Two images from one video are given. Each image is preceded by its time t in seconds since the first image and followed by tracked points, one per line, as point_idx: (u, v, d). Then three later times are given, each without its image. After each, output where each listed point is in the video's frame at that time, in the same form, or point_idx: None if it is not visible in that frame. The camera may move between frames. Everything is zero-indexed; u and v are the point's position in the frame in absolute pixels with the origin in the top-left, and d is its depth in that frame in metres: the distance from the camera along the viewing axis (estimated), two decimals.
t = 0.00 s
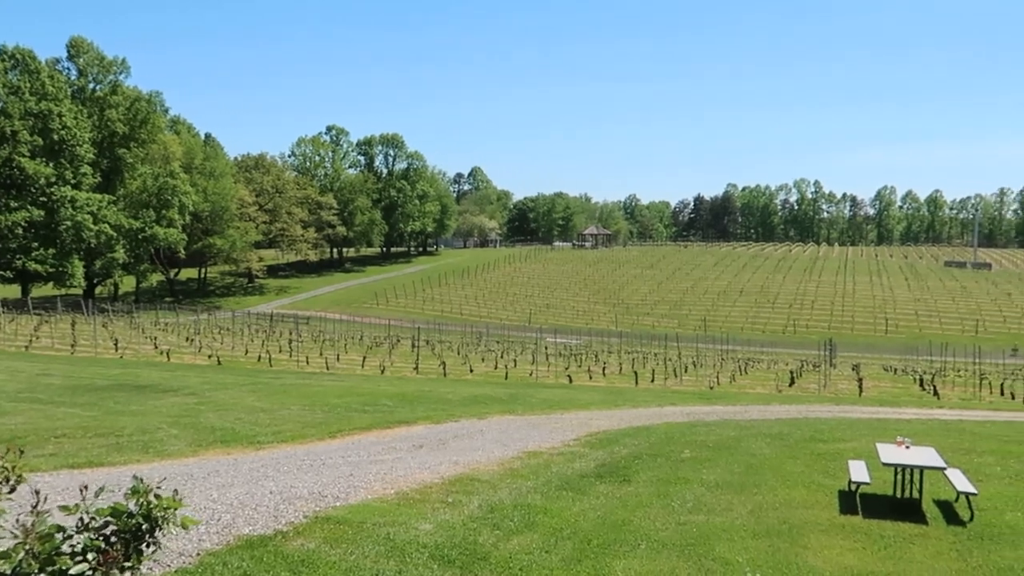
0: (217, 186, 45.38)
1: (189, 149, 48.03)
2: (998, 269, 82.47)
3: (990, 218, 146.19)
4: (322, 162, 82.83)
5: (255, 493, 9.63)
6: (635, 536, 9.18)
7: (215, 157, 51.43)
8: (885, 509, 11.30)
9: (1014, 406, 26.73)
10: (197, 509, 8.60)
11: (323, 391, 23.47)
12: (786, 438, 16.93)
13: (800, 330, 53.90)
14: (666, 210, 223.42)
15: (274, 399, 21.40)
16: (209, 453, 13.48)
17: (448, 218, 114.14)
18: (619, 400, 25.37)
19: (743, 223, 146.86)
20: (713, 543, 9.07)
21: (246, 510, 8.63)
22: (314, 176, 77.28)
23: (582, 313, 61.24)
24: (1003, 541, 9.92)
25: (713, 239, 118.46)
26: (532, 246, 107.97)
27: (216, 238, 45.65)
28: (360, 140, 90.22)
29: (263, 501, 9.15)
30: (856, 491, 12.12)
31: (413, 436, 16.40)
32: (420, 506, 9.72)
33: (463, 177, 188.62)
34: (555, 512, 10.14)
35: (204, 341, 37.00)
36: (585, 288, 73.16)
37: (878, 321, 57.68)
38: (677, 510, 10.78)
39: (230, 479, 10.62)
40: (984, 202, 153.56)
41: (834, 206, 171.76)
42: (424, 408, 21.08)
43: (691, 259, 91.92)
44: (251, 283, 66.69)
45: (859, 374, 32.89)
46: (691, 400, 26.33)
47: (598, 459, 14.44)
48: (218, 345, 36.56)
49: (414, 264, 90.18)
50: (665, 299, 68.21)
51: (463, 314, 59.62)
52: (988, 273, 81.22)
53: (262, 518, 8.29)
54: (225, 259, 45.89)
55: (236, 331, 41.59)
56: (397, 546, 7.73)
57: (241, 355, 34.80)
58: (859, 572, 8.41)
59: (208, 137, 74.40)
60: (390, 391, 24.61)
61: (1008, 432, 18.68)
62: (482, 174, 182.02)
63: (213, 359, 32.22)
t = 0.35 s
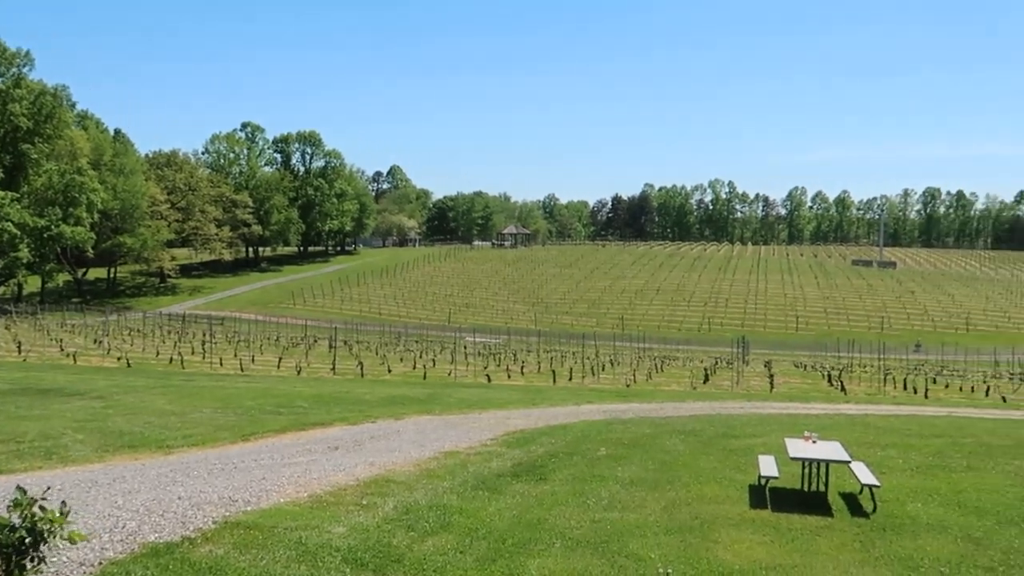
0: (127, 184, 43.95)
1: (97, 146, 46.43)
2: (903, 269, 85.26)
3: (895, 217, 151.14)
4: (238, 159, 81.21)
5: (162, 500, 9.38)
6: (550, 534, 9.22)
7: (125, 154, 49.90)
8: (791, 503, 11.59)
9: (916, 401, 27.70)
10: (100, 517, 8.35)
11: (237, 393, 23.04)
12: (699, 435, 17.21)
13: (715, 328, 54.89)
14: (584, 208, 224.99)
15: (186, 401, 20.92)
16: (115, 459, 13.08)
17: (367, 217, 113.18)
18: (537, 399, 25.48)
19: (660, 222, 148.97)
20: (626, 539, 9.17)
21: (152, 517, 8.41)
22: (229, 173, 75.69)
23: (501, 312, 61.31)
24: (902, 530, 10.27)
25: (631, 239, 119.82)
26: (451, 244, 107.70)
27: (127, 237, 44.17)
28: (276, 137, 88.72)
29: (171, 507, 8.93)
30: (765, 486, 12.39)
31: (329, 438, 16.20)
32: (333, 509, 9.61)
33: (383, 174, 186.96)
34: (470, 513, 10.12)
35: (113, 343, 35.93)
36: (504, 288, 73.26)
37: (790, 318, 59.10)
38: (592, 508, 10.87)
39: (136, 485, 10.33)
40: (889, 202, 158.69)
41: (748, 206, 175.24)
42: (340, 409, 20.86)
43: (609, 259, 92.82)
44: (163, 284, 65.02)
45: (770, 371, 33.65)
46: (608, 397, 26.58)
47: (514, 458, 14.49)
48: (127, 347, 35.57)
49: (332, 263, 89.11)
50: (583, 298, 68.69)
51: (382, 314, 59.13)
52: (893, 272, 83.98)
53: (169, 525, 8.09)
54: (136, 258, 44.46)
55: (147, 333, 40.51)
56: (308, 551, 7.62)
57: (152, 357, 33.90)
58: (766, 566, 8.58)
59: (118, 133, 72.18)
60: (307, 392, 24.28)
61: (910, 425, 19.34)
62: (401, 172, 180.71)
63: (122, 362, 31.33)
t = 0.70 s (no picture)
0: (39, 187, 42.63)
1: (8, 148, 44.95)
2: (819, 275, 87.50)
3: (812, 224, 155.22)
4: (156, 162, 79.47)
5: (72, 513, 9.12)
6: (472, 541, 9.20)
7: (37, 157, 48.40)
8: (710, 505, 11.78)
9: (831, 403, 28.45)
10: (5, 532, 8.08)
11: (153, 402, 22.46)
12: (621, 438, 17.39)
13: (638, 333, 55.56)
14: (509, 215, 226.08)
15: (99, 411, 20.32)
16: (23, 472, 12.66)
17: (289, 222, 111.73)
18: (461, 405, 25.41)
19: (584, 228, 150.25)
20: (547, 544, 9.21)
21: (61, 531, 8.16)
22: (147, 177, 74.00)
23: (426, 318, 61.07)
24: (816, 530, 10.52)
25: (556, 245, 120.57)
26: (376, 250, 106.92)
27: (38, 242, 42.83)
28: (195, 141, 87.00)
29: (82, 519, 8.68)
30: (686, 488, 12.57)
31: (249, 447, 15.92)
32: (252, 520, 9.45)
33: (306, 178, 184.86)
34: (393, 520, 10.05)
35: (22, 352, 34.74)
36: (429, 294, 73.04)
37: (711, 323, 60.20)
38: (515, 513, 10.88)
39: (44, 499, 10.01)
40: (806, 209, 162.81)
41: (670, 213, 177.94)
42: (260, 418, 20.49)
43: (534, 265, 93.21)
44: (77, 290, 63.29)
45: (691, 375, 34.19)
46: (532, 403, 26.67)
47: (437, 465, 14.43)
48: (38, 356, 34.42)
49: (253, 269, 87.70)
50: (508, 303, 68.84)
51: (304, 320, 58.40)
52: (810, 277, 86.17)
53: (78, 539, 7.85)
54: (49, 264, 43.12)
55: (60, 341, 39.29)
56: (225, 562, 7.48)
57: (64, 366, 32.87)
58: (686, 568, 8.70)
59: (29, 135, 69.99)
60: (226, 401, 23.80)
61: (825, 427, 19.84)
62: (324, 177, 179.02)
63: (32, 371, 30.29)
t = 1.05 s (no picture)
0: None
1: None
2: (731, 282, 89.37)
3: (725, 232, 158.52)
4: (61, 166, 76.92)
5: None
6: (387, 550, 9.13)
7: None
8: (626, 508, 11.91)
9: (743, 407, 29.06)
10: None
11: (57, 415, 21.68)
12: (539, 444, 17.46)
13: (556, 339, 55.94)
14: (427, 222, 225.20)
15: None
16: None
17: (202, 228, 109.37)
18: (379, 413, 25.19)
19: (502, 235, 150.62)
20: (463, 552, 9.20)
21: None
22: (51, 181, 71.59)
23: (343, 325, 60.42)
24: (729, 532, 10.74)
25: (473, 252, 120.63)
26: (292, 256, 105.42)
27: None
28: (103, 145, 84.56)
29: None
30: (603, 493, 12.69)
31: (157, 460, 15.50)
32: (160, 534, 9.22)
33: (218, 184, 181.02)
34: (307, 531, 9.92)
35: None
36: (346, 301, 72.32)
37: (627, 329, 60.94)
38: (432, 521, 10.84)
39: None
40: (718, 216, 166.29)
41: (587, 220, 179.56)
42: (171, 429, 19.98)
43: (453, 271, 93.02)
44: None
45: (608, 381, 34.55)
46: (450, 410, 26.61)
47: (353, 474, 14.28)
48: None
49: (164, 277, 85.55)
50: (426, 310, 68.58)
51: (218, 328, 57.21)
52: (723, 284, 87.97)
53: None
54: None
55: None
56: None
57: None
58: (601, 572, 8.78)
59: None
60: (135, 412, 23.12)
61: (736, 431, 20.25)
62: (238, 183, 175.60)
63: None
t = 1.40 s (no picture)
0: None
1: None
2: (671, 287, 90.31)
3: (664, 237, 160.22)
4: None
5: None
6: (326, 559, 9.04)
7: None
8: (567, 513, 11.96)
9: (682, 411, 29.35)
10: None
11: None
12: (480, 450, 17.44)
13: (498, 344, 56.02)
14: (367, 227, 223.58)
15: None
16: None
17: (137, 234, 107.20)
18: (319, 420, 24.91)
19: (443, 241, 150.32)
20: (403, 560, 9.15)
21: None
22: None
23: (283, 332, 59.69)
24: (668, 535, 10.84)
25: (415, 258, 120.16)
26: (230, 262, 103.90)
27: None
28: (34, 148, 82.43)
29: None
30: (543, 498, 12.73)
31: (89, 471, 15.11)
32: (92, 547, 9.01)
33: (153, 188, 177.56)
34: (244, 541, 9.79)
35: None
36: (285, 307, 71.50)
37: (569, 334, 61.24)
38: (372, 529, 10.75)
39: None
40: (659, 221, 168.06)
41: (528, 226, 180.03)
42: (103, 439, 19.52)
43: (393, 277, 92.53)
44: None
45: (549, 385, 34.67)
46: (390, 416, 26.44)
47: (292, 483, 14.09)
48: None
49: (97, 283, 83.65)
50: (367, 316, 68.14)
51: (153, 335, 56.09)
52: (663, 289, 88.87)
53: None
54: None
55: None
56: None
57: None
58: None
59: None
60: (66, 421, 22.53)
61: (675, 434, 20.47)
62: (173, 188, 172.44)
63: None
